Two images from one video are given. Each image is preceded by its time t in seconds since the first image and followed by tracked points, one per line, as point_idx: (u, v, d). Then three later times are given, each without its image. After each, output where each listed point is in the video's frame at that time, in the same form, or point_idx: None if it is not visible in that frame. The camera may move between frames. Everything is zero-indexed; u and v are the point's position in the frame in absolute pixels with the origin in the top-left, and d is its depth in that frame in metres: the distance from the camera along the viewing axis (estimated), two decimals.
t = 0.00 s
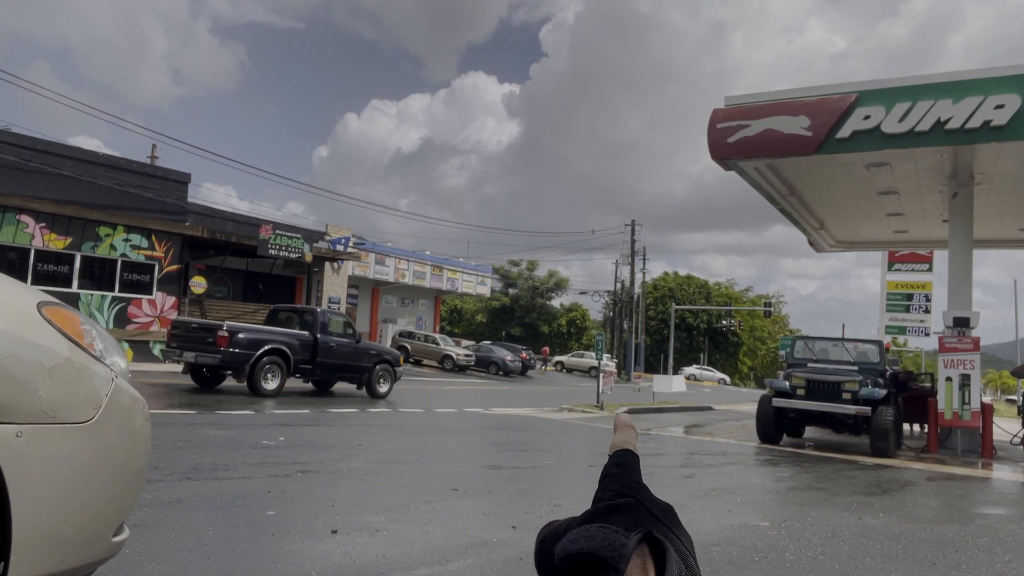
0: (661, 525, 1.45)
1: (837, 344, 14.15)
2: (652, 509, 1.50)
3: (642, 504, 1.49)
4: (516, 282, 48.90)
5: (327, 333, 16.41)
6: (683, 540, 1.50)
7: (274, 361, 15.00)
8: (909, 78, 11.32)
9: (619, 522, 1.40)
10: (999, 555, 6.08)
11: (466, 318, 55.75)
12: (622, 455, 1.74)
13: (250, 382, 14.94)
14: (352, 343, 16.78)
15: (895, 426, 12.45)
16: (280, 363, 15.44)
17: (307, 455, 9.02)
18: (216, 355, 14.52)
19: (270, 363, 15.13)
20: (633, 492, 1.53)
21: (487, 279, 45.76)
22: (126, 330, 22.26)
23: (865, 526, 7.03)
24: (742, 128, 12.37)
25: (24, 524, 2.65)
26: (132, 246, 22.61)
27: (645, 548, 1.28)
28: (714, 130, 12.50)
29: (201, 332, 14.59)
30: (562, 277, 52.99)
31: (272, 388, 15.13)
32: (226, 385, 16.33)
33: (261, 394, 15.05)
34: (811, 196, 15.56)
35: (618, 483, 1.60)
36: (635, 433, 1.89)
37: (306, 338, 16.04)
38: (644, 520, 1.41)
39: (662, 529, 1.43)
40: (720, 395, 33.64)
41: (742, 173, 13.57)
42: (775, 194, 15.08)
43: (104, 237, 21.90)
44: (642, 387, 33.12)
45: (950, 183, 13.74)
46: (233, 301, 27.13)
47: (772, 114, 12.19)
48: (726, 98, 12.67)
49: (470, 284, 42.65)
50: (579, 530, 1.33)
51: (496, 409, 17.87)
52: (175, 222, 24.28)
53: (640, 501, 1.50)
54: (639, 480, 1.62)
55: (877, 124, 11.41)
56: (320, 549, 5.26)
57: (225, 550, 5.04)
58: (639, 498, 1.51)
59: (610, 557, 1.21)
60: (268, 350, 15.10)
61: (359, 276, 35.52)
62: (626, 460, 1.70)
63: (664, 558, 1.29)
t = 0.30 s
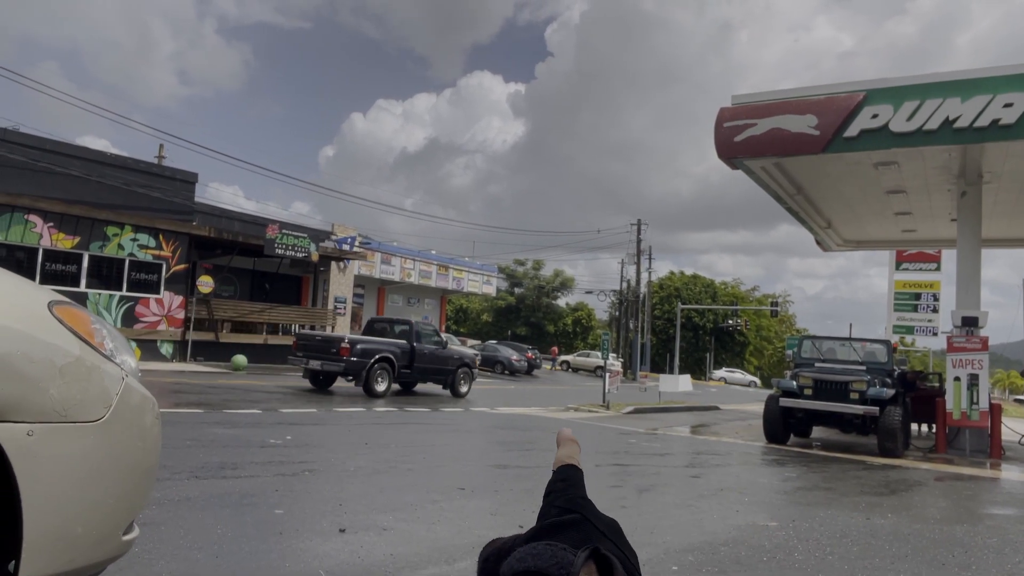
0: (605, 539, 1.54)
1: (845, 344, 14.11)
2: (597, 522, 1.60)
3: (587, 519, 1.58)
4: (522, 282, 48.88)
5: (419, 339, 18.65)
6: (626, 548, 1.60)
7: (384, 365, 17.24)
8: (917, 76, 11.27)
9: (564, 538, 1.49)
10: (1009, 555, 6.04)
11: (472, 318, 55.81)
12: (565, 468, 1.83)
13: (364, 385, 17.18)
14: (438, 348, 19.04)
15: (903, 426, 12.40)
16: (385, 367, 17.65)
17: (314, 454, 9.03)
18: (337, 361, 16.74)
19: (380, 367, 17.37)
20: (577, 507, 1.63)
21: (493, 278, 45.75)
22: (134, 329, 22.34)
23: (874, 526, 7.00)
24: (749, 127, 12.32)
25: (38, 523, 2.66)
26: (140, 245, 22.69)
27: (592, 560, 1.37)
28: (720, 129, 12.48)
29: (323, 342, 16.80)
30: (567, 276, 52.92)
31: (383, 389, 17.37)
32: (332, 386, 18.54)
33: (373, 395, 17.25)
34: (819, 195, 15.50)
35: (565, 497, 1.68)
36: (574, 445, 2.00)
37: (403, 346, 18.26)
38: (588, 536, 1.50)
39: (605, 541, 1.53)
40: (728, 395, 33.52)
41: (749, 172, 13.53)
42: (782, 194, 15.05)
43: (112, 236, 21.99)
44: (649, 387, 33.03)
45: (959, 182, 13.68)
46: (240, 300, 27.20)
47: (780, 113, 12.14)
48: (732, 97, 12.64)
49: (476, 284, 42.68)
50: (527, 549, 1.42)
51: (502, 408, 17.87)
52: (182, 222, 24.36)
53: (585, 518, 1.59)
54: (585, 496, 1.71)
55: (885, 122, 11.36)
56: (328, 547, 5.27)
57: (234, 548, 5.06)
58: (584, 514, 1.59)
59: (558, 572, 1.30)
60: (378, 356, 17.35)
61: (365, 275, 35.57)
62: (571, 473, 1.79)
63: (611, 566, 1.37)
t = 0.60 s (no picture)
0: (515, 538, 1.60)
1: (853, 343, 14.06)
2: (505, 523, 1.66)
3: (497, 522, 1.63)
4: (529, 280, 48.87)
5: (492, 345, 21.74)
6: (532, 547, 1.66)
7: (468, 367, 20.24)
8: (926, 73, 11.21)
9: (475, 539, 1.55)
10: (1018, 554, 6.01)
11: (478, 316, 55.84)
12: (473, 472, 1.88)
13: (452, 383, 20.13)
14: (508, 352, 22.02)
15: (912, 424, 12.34)
16: (468, 367, 20.61)
17: (322, 452, 9.05)
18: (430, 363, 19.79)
19: (464, 368, 20.35)
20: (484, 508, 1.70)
21: (500, 277, 45.75)
22: (142, 328, 22.43)
23: (882, 525, 6.97)
24: (756, 125, 12.29)
25: (52, 520, 2.69)
26: (148, 244, 22.77)
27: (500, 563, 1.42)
28: (728, 127, 12.45)
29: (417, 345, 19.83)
30: (574, 275, 52.88)
31: (467, 387, 20.32)
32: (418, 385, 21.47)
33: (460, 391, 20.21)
34: (826, 193, 15.43)
35: (473, 501, 1.73)
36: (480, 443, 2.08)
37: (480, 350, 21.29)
38: (498, 539, 1.56)
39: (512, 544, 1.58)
40: (735, 394, 33.42)
41: (756, 170, 13.48)
42: (789, 192, 14.99)
43: (120, 235, 22.08)
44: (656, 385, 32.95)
45: (968, 180, 13.61)
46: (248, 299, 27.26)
47: (787, 111, 12.09)
48: (739, 95, 12.60)
49: (482, 283, 42.71)
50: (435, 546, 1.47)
51: (509, 407, 17.87)
52: (190, 220, 24.45)
53: (493, 517, 1.65)
54: (492, 499, 1.77)
55: (893, 120, 11.31)
56: (336, 545, 5.28)
57: (242, 545, 5.08)
58: (493, 517, 1.65)
59: None
60: (463, 359, 20.36)
61: (372, 274, 35.63)
62: (479, 473, 1.87)
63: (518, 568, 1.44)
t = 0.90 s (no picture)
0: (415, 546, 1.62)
1: (861, 342, 14.00)
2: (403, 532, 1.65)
3: (395, 530, 1.64)
4: (535, 279, 48.84)
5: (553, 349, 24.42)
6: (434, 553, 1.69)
7: (534, 368, 22.86)
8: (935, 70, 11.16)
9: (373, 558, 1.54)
10: None
11: (485, 315, 55.83)
12: (368, 476, 1.82)
13: (520, 384, 22.85)
14: (566, 357, 24.82)
15: (921, 423, 12.27)
16: (533, 370, 23.36)
17: (329, 450, 9.08)
18: (501, 364, 22.66)
19: (531, 370, 23.10)
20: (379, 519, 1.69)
21: (506, 275, 45.73)
22: (151, 326, 22.53)
23: (891, 524, 6.93)
24: (764, 123, 12.23)
25: (65, 515, 2.71)
26: (156, 243, 22.85)
27: None
28: (735, 125, 12.41)
29: (491, 351, 22.63)
30: (581, 273, 52.84)
31: (532, 387, 22.97)
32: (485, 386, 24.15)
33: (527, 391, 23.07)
34: (835, 191, 15.35)
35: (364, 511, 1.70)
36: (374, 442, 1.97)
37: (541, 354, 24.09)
38: (396, 548, 1.58)
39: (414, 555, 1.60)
40: (742, 392, 33.28)
41: (764, 168, 13.44)
42: (797, 189, 14.93)
43: (129, 234, 22.17)
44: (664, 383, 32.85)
45: (977, 177, 13.53)
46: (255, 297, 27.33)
47: (796, 108, 12.04)
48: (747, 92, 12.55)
49: (489, 281, 42.71)
50: None
51: (516, 405, 17.86)
52: (198, 219, 24.52)
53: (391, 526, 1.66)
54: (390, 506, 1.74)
55: (902, 117, 11.26)
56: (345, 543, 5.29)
57: (251, 542, 5.10)
58: (391, 525, 1.65)
59: None
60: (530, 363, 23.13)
61: (379, 272, 35.67)
62: (374, 481, 1.80)
63: None
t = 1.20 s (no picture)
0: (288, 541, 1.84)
1: (870, 340, 13.94)
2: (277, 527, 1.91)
3: (265, 529, 1.88)
4: (542, 277, 48.80)
5: (602, 351, 26.49)
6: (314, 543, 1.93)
7: (588, 370, 24.95)
8: (944, 66, 11.10)
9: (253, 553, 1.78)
10: None
11: (492, 313, 55.84)
12: (229, 470, 2.26)
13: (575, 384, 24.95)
14: (614, 358, 26.85)
15: (930, 422, 12.20)
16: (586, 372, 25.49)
17: (336, 447, 9.11)
18: (558, 366, 24.80)
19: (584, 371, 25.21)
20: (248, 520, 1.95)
21: (513, 273, 45.71)
22: (159, 324, 22.61)
23: (900, 523, 6.91)
24: (772, 120, 12.18)
25: (75, 512, 2.72)
26: (165, 241, 22.93)
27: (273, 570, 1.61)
28: (743, 123, 12.37)
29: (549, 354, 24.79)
30: (588, 271, 52.81)
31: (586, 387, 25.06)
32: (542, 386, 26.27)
33: (580, 390, 25.60)
34: (843, 188, 15.27)
35: (230, 511, 2.02)
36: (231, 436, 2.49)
37: (592, 356, 26.50)
38: (269, 545, 1.80)
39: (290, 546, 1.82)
40: (750, 390, 33.21)
41: (772, 165, 13.40)
42: (805, 186, 14.86)
43: (137, 232, 22.26)
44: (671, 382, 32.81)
45: (986, 175, 13.45)
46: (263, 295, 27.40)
47: (804, 105, 11.99)
48: (755, 90, 12.51)
49: (496, 279, 42.70)
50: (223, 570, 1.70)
51: (522, 403, 17.86)
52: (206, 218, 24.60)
53: (260, 526, 1.90)
54: (253, 505, 2.04)
55: (911, 114, 11.20)
56: (353, 540, 5.30)
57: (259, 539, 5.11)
58: (261, 525, 1.90)
59: None
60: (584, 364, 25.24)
61: (386, 270, 35.71)
62: (232, 474, 2.24)
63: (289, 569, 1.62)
